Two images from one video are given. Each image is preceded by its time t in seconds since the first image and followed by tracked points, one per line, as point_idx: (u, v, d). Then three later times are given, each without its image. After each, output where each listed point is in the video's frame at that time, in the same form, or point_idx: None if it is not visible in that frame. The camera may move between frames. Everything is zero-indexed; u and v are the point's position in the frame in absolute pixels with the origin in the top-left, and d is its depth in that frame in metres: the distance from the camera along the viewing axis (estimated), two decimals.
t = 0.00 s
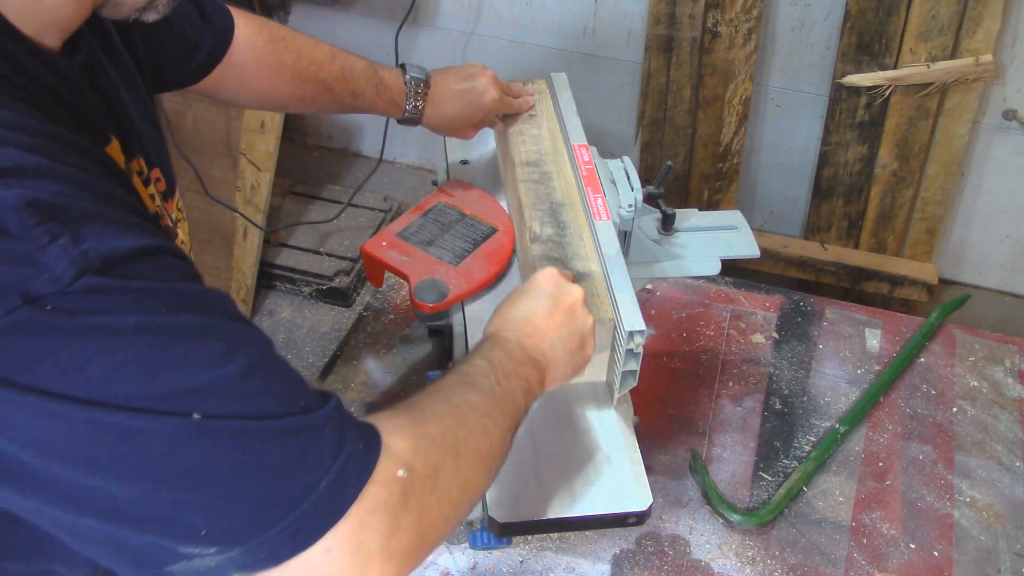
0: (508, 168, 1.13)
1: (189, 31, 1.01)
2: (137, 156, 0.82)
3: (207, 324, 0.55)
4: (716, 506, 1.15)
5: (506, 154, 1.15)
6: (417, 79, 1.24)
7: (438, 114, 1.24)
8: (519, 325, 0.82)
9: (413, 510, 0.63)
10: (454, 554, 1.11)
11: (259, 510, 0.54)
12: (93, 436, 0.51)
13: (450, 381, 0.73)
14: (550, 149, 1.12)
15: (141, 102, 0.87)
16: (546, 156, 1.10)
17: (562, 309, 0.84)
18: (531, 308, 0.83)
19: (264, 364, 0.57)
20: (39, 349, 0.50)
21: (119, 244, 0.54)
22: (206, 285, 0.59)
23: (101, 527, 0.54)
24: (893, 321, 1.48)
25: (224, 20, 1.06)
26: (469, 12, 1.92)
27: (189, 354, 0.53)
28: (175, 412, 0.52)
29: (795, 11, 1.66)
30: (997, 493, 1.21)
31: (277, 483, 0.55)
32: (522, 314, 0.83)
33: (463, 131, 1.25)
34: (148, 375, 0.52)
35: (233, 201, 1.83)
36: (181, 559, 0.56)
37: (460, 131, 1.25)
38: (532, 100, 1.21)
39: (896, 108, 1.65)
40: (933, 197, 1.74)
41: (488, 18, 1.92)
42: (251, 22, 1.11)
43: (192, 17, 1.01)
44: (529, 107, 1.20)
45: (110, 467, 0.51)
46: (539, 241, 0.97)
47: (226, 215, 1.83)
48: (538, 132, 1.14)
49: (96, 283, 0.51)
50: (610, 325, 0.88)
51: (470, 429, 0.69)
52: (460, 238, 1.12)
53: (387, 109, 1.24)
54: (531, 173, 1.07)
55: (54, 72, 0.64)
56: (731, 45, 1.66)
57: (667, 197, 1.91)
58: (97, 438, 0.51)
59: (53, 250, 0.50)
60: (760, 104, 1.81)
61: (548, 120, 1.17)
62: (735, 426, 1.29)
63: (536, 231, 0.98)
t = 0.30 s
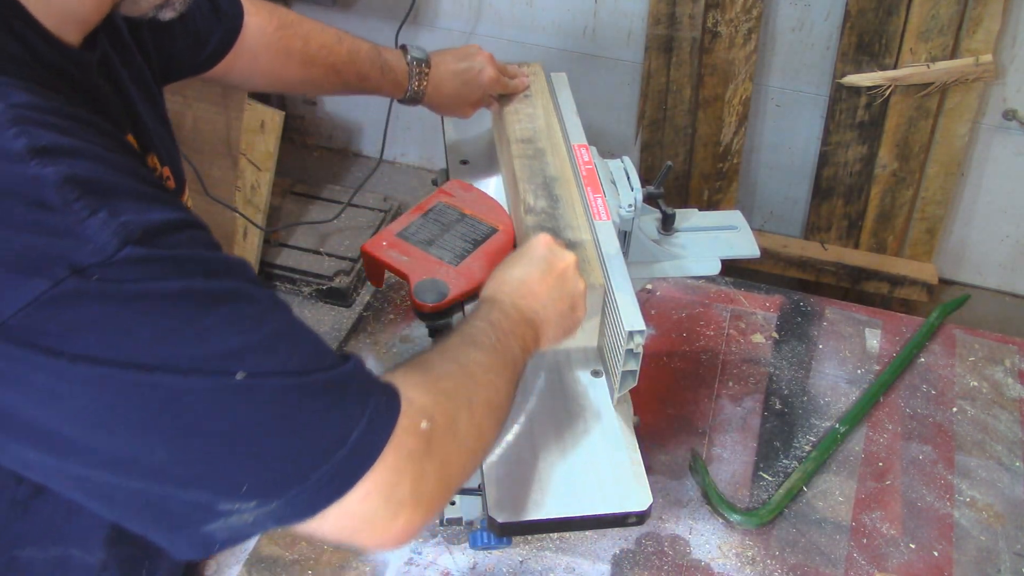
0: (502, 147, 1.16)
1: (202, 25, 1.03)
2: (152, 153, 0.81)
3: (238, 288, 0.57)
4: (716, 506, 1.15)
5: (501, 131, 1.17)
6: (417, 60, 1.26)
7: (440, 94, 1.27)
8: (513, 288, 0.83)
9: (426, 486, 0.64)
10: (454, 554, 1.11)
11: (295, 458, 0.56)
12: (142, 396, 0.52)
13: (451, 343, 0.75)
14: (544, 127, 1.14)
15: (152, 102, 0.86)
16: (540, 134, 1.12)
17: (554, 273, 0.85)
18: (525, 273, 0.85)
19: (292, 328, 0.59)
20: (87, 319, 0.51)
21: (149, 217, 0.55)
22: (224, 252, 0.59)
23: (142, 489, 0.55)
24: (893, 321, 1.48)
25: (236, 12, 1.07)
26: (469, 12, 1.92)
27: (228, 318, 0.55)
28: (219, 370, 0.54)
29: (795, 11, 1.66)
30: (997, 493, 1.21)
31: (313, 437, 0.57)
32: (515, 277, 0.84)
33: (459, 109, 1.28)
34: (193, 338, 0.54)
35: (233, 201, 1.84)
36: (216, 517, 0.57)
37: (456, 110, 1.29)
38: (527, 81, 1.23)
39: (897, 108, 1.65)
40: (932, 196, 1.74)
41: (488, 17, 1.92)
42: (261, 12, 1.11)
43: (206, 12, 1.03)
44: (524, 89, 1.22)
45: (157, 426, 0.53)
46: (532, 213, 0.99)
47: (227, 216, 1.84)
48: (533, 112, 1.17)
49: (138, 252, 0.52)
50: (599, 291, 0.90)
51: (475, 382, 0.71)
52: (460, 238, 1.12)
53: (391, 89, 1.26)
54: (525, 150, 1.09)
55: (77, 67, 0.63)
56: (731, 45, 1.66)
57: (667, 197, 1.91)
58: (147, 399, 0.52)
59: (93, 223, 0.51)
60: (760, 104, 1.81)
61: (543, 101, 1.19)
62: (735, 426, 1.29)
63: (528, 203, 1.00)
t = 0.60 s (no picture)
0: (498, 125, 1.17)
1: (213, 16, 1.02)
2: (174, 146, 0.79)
3: (258, 245, 0.57)
4: (716, 506, 1.15)
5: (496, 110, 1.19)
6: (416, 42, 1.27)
7: (438, 75, 1.28)
8: (507, 255, 0.82)
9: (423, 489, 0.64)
10: (454, 554, 1.11)
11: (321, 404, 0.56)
12: (175, 347, 0.51)
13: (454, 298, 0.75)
14: (539, 109, 1.17)
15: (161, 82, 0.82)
16: (535, 115, 1.14)
17: (549, 242, 0.85)
18: (519, 241, 0.84)
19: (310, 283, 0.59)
20: (127, 275, 0.50)
21: (179, 177, 0.54)
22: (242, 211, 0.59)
23: (170, 442, 0.54)
24: (893, 321, 1.48)
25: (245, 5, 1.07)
26: (469, 11, 1.92)
27: (254, 273, 0.55)
28: (249, 324, 0.54)
29: (795, 11, 1.66)
30: (997, 493, 1.21)
31: (337, 389, 0.57)
32: (510, 244, 0.83)
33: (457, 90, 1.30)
34: (225, 292, 0.53)
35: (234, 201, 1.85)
36: (243, 471, 0.57)
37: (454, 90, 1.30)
38: (524, 64, 1.25)
39: (897, 108, 1.65)
40: (932, 197, 1.74)
41: (488, 17, 1.92)
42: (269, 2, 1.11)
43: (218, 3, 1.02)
44: (520, 71, 1.24)
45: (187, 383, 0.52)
46: (527, 186, 1.01)
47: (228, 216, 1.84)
48: (528, 93, 1.19)
49: (173, 212, 0.52)
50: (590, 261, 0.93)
51: (480, 334, 0.72)
52: (459, 238, 1.12)
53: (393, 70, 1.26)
54: (521, 128, 1.11)
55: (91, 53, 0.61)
56: (732, 45, 1.66)
57: (667, 197, 1.91)
58: (182, 356, 0.52)
59: (130, 182, 0.51)
60: (760, 104, 1.81)
61: (538, 83, 1.22)
62: (735, 426, 1.29)
63: (524, 177, 1.02)
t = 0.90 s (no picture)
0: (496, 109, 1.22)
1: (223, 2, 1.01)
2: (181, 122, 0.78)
3: (270, 205, 0.59)
4: (716, 506, 1.15)
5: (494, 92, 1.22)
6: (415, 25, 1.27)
7: (438, 58, 1.27)
8: (502, 223, 0.82)
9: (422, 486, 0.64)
10: (454, 554, 1.11)
11: (333, 354, 0.56)
12: (191, 303, 0.52)
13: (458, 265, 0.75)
14: (535, 90, 1.20)
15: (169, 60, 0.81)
16: (531, 97, 1.18)
17: (545, 212, 0.85)
18: (514, 211, 0.83)
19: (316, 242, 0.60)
20: (148, 234, 0.51)
21: (198, 139, 0.55)
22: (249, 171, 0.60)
23: (184, 397, 0.54)
24: (893, 321, 1.48)
25: None
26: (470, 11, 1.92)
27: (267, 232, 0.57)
28: (263, 279, 0.54)
29: (795, 11, 1.66)
30: (997, 493, 1.21)
31: (348, 346, 0.57)
32: (506, 214, 0.83)
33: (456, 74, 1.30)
34: (237, 253, 0.54)
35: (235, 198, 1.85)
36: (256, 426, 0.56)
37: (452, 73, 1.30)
38: (520, 48, 1.27)
39: (896, 108, 1.65)
40: (933, 197, 1.74)
41: (489, 16, 1.92)
42: None
43: None
44: (516, 55, 1.27)
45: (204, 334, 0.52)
46: (522, 164, 1.04)
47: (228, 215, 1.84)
48: (524, 75, 1.22)
49: (195, 171, 0.53)
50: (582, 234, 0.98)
51: (481, 297, 0.71)
52: (460, 238, 1.12)
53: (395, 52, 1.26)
54: (517, 109, 1.15)
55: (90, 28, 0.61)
56: (732, 45, 1.66)
57: (667, 197, 1.91)
58: (200, 306, 0.52)
59: (155, 142, 0.53)
60: (759, 104, 1.81)
61: (534, 66, 1.24)
62: (735, 426, 1.29)
63: (519, 155, 1.06)
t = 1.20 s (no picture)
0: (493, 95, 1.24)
1: None
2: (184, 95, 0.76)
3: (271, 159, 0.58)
4: (716, 506, 1.15)
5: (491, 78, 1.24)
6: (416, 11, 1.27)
7: (438, 44, 1.27)
8: (499, 199, 0.82)
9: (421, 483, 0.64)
10: (454, 554, 1.11)
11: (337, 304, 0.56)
12: (197, 254, 0.51)
13: (453, 231, 0.76)
14: (531, 75, 1.22)
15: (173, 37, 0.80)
16: (527, 82, 1.20)
17: (539, 188, 0.85)
18: (510, 187, 0.84)
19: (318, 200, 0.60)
20: (164, 188, 0.50)
21: (207, 95, 0.55)
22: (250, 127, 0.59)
23: (192, 351, 0.54)
24: (893, 321, 1.48)
25: None
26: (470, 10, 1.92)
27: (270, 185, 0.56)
28: (268, 229, 0.54)
29: (795, 11, 1.66)
30: (997, 493, 1.21)
31: (350, 299, 0.57)
32: (502, 189, 0.83)
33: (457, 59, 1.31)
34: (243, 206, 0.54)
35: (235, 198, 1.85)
36: (264, 376, 0.57)
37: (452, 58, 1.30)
38: (517, 35, 1.29)
39: (896, 109, 1.65)
40: (933, 197, 1.74)
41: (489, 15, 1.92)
42: None
43: None
44: (513, 41, 1.28)
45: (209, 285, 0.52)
46: (518, 144, 1.07)
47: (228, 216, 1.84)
48: (520, 61, 1.24)
49: (204, 127, 0.53)
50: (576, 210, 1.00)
51: (478, 258, 0.73)
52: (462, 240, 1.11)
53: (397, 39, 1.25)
54: (513, 93, 1.17)
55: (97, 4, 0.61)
56: (732, 45, 1.66)
57: (667, 197, 1.91)
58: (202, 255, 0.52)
59: (164, 96, 0.52)
60: (759, 104, 1.81)
61: (530, 53, 1.26)
62: (735, 426, 1.29)
63: (515, 137, 1.08)
